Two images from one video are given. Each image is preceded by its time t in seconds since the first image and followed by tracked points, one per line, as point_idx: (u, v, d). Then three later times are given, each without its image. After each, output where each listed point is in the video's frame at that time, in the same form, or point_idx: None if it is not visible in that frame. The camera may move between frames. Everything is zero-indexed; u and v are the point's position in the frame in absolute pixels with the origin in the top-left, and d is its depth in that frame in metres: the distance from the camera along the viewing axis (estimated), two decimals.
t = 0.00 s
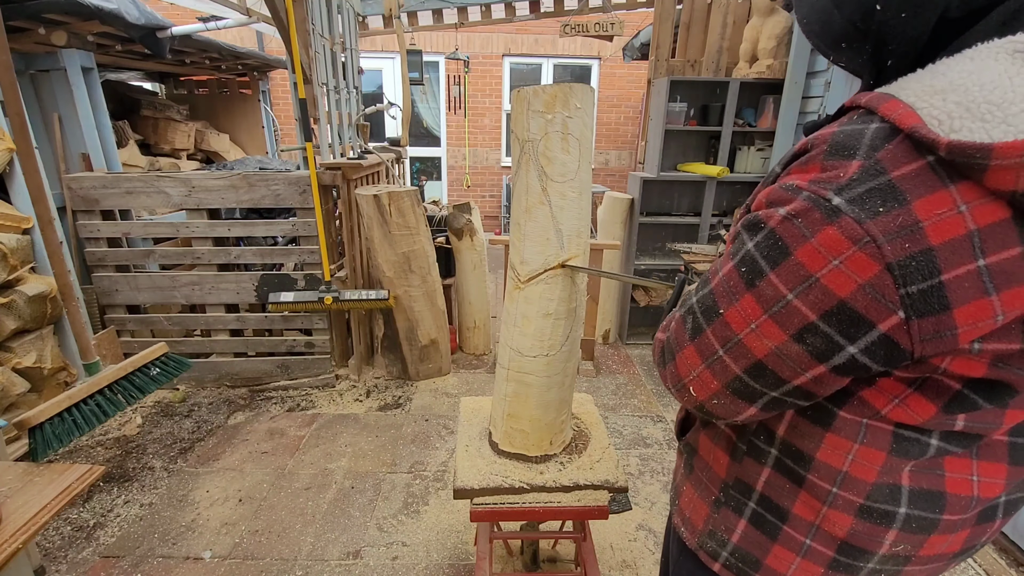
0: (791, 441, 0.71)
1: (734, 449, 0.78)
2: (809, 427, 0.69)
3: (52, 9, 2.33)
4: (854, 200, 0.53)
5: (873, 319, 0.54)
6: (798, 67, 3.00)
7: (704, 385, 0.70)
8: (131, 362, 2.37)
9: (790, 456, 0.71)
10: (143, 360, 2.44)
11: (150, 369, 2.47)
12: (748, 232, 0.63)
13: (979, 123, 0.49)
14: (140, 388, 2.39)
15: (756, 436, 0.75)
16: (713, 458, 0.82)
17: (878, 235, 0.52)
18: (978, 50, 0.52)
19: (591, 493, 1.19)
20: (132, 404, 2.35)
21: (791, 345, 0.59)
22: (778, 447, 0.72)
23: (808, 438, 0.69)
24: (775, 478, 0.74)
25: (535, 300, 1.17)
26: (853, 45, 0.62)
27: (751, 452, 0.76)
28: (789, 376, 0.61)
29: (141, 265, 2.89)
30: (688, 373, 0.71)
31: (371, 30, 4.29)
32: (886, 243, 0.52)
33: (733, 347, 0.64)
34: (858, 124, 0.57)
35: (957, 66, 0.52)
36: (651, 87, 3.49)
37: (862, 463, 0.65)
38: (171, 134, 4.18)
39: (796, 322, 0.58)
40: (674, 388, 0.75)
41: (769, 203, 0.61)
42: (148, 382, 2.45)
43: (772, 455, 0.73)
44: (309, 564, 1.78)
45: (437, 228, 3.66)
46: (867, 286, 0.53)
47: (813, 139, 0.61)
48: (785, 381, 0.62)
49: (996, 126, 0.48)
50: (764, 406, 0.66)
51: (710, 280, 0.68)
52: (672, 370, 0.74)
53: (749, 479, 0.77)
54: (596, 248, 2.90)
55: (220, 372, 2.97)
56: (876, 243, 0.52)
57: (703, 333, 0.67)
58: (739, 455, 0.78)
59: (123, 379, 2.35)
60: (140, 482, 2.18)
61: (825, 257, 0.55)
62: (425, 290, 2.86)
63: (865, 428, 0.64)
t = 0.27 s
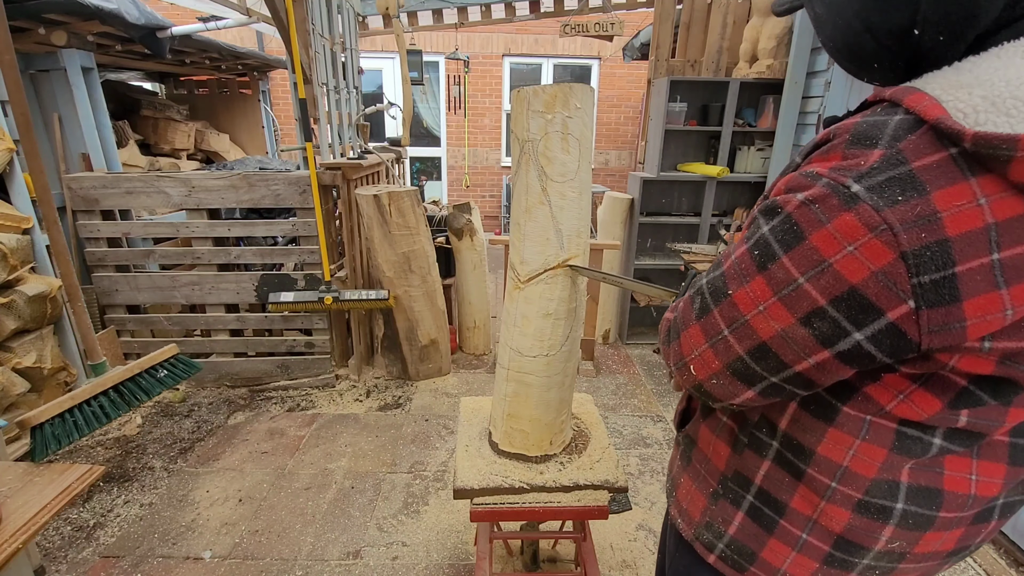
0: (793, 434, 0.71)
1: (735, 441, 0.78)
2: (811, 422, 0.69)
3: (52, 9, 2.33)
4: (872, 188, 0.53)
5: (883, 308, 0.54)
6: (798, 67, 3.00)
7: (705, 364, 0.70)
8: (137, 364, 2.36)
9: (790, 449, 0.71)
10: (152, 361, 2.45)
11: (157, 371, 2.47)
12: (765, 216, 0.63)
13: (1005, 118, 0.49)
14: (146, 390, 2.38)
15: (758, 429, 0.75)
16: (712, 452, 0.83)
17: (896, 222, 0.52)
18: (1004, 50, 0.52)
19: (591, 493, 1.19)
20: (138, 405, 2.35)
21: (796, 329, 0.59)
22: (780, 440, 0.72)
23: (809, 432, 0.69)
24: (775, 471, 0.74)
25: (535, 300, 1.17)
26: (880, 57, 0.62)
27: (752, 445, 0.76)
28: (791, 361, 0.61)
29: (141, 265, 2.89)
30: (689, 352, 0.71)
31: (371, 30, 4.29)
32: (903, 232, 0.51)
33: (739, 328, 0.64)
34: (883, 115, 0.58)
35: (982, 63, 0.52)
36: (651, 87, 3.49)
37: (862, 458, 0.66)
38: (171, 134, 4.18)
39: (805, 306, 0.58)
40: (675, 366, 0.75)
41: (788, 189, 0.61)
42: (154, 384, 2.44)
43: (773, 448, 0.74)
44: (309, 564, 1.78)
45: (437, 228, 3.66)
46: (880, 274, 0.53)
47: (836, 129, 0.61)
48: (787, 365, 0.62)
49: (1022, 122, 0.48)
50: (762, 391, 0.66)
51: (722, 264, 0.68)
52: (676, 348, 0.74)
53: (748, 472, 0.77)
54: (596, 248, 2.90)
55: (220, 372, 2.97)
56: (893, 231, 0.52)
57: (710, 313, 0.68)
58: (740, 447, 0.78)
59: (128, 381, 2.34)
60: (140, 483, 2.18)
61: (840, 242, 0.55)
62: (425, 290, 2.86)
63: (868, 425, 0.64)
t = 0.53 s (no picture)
0: (794, 430, 0.71)
1: (736, 435, 0.79)
2: (813, 419, 0.68)
3: (52, 10, 2.33)
4: (900, 176, 0.53)
5: (896, 297, 0.53)
6: (798, 67, 3.00)
7: (705, 338, 0.69)
8: (131, 363, 2.36)
9: (790, 445, 0.71)
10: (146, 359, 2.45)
11: (151, 370, 2.46)
12: (787, 198, 0.63)
13: None
14: (140, 388, 2.38)
15: (759, 423, 0.75)
16: (712, 446, 0.83)
17: (919, 212, 0.52)
18: None
19: (591, 493, 1.19)
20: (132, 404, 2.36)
21: (805, 310, 0.59)
22: (781, 436, 0.72)
23: (811, 429, 0.69)
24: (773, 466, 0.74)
25: (535, 300, 1.17)
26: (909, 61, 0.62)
27: (753, 440, 0.76)
28: (793, 343, 0.61)
29: (141, 265, 2.89)
30: (692, 325, 0.71)
31: (371, 30, 4.29)
32: (925, 223, 0.51)
33: (746, 305, 0.64)
34: (917, 106, 0.57)
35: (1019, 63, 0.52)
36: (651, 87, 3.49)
37: (862, 457, 0.66)
38: (171, 134, 4.18)
39: (817, 289, 0.58)
40: (675, 337, 0.75)
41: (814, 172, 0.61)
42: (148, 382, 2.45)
43: (773, 444, 0.74)
44: (309, 564, 1.78)
45: (437, 228, 3.66)
46: (897, 263, 0.53)
47: (868, 117, 0.61)
48: (789, 346, 0.61)
49: None
50: (758, 371, 0.66)
51: (738, 242, 0.68)
52: (679, 320, 0.74)
53: (747, 467, 0.77)
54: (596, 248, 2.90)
55: (220, 372, 2.97)
56: (915, 221, 0.52)
57: (719, 289, 0.67)
58: (740, 442, 0.78)
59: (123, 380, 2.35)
60: (140, 482, 2.18)
61: (861, 227, 0.55)
62: (425, 290, 2.86)
63: (872, 424, 0.64)
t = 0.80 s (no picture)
0: (797, 425, 0.71)
1: (739, 432, 0.79)
2: (817, 414, 0.69)
3: (52, 9, 2.33)
4: (902, 145, 0.53)
5: (896, 264, 0.53)
6: (798, 67, 3.00)
7: (705, 315, 0.69)
8: (135, 364, 2.36)
9: (792, 442, 0.72)
10: (148, 360, 2.45)
11: (155, 371, 2.46)
12: (790, 175, 0.63)
13: None
14: (144, 390, 2.38)
15: (762, 419, 0.76)
16: (713, 444, 0.83)
17: (921, 179, 0.52)
18: None
19: (591, 494, 1.19)
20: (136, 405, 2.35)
21: (804, 281, 0.59)
22: (784, 432, 0.73)
23: (815, 424, 0.69)
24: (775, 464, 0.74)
25: (535, 300, 1.17)
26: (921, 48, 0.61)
27: (756, 437, 0.76)
28: (792, 315, 0.61)
29: (141, 265, 2.89)
30: (692, 302, 0.71)
31: (371, 29, 4.29)
32: (926, 189, 0.51)
33: (746, 279, 0.64)
34: (921, 83, 0.58)
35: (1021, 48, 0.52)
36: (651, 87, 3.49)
37: (866, 454, 0.66)
38: (171, 134, 4.18)
39: (817, 260, 0.58)
40: (673, 316, 0.74)
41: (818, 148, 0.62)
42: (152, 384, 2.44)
43: (776, 441, 0.74)
44: (309, 564, 1.78)
45: (437, 228, 3.66)
46: (898, 230, 0.53)
47: (872, 98, 0.61)
48: (787, 319, 0.61)
49: None
50: (756, 347, 0.65)
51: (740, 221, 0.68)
52: (680, 299, 0.74)
53: (750, 465, 0.77)
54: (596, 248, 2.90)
55: (220, 372, 2.97)
56: (917, 187, 0.52)
57: (719, 264, 0.67)
58: (743, 439, 0.78)
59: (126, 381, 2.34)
60: (140, 482, 2.18)
61: (862, 196, 0.55)
62: (425, 290, 2.86)
63: (876, 419, 0.64)
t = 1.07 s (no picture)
0: (797, 428, 0.71)
1: (737, 434, 0.79)
2: (816, 417, 0.68)
3: (52, 10, 2.33)
4: (904, 162, 0.53)
5: (899, 281, 0.53)
6: (798, 67, 2.99)
7: (709, 328, 0.69)
8: (134, 363, 2.36)
9: (792, 445, 0.71)
10: (148, 360, 2.45)
11: (153, 371, 2.46)
12: (792, 188, 0.63)
13: None
14: (142, 389, 2.38)
15: (761, 422, 0.75)
16: (712, 446, 0.83)
17: (923, 197, 0.52)
18: None
19: (591, 493, 1.20)
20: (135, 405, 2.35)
21: (808, 297, 0.59)
22: (783, 435, 0.72)
23: (814, 427, 0.69)
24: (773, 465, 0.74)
25: (535, 300, 1.17)
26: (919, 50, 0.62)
27: (754, 439, 0.76)
28: (797, 330, 0.61)
29: (141, 265, 2.89)
30: (696, 315, 0.71)
31: (371, 29, 4.29)
32: (929, 207, 0.52)
33: (750, 293, 0.64)
34: (924, 97, 0.57)
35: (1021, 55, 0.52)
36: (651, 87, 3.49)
37: (864, 457, 0.66)
38: (171, 134, 4.18)
39: (820, 275, 0.58)
40: (677, 329, 0.74)
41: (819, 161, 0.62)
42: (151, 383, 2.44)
43: (775, 442, 0.74)
44: (309, 564, 1.78)
45: (437, 227, 3.66)
46: (901, 247, 0.53)
47: (874, 110, 0.61)
48: (791, 333, 0.62)
49: None
50: (761, 360, 0.66)
51: (742, 234, 0.68)
52: (682, 311, 0.74)
53: (748, 466, 0.77)
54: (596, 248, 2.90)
55: (219, 372, 2.98)
56: (919, 205, 0.52)
57: (722, 278, 0.67)
58: (741, 440, 0.78)
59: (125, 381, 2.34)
60: (140, 483, 2.18)
61: (864, 213, 0.55)
62: (425, 290, 2.86)
63: (875, 423, 0.64)
